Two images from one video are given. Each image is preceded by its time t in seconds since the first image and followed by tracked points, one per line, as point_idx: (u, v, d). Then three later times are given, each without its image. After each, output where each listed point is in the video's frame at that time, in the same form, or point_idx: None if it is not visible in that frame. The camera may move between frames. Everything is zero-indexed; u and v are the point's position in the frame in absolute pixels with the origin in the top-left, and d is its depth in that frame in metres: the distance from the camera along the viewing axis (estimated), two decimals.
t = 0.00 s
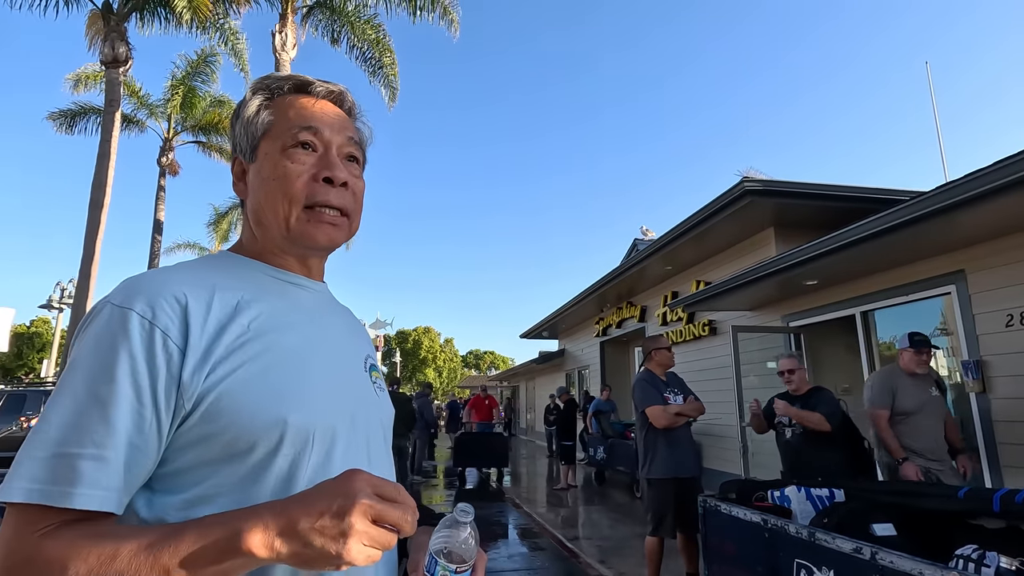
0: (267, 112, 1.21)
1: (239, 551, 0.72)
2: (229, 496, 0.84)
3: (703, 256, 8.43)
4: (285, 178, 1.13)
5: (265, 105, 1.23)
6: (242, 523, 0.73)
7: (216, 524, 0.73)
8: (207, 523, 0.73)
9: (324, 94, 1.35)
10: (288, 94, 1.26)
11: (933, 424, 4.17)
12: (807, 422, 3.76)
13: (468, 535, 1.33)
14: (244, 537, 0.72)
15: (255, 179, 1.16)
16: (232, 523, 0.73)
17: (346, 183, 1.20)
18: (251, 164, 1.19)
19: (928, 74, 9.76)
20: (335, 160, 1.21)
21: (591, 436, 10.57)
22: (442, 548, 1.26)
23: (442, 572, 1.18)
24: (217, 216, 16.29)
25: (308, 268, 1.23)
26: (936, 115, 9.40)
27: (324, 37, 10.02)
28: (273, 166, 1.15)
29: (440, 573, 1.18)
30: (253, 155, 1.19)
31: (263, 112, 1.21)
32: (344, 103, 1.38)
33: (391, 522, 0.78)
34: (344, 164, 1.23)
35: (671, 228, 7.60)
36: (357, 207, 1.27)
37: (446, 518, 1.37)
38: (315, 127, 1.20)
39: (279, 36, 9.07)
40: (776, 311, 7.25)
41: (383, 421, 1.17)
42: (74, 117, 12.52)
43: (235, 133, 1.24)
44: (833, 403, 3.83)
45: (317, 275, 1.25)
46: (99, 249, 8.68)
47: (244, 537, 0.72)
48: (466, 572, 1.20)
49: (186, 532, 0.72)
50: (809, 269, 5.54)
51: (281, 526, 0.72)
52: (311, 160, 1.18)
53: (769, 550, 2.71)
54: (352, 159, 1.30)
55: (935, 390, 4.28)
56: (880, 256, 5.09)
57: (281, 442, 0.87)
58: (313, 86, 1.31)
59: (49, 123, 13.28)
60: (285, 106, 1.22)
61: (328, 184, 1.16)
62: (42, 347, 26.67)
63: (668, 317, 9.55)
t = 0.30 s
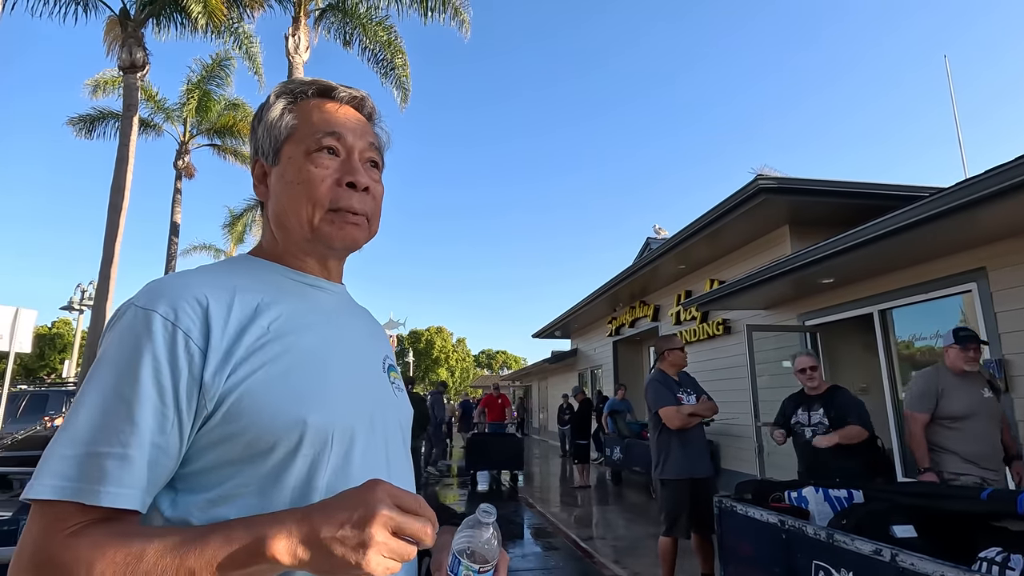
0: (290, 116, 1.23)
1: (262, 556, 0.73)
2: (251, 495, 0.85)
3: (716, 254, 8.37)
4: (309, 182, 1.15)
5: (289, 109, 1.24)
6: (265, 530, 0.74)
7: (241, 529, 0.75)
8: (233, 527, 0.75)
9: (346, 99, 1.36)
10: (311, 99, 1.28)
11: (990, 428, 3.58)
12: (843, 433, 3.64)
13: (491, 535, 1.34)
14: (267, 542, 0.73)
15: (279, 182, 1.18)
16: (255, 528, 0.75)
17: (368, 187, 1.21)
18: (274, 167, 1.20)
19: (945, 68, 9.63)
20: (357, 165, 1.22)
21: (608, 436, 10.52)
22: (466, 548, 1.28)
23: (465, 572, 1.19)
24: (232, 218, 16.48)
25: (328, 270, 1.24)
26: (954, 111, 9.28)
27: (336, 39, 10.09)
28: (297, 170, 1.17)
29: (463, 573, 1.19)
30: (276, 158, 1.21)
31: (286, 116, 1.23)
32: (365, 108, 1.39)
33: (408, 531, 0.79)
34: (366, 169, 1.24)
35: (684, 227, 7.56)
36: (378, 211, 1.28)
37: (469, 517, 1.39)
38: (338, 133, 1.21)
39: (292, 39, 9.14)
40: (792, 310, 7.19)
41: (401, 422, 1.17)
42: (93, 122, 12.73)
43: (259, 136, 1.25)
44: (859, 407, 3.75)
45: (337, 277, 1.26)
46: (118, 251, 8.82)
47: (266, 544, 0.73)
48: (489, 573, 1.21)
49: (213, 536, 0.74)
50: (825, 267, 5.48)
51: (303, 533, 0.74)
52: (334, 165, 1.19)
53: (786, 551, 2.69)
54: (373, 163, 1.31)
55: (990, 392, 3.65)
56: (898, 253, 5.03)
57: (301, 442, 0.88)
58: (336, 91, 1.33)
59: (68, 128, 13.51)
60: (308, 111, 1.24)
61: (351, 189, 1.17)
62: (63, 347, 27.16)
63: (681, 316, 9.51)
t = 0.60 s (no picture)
0: (306, 119, 1.24)
1: (285, 565, 0.75)
2: (267, 494, 0.86)
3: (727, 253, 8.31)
4: (323, 186, 1.15)
5: (304, 112, 1.25)
6: (288, 539, 0.76)
7: (264, 536, 0.76)
8: (256, 534, 0.76)
9: (362, 103, 1.37)
10: (327, 102, 1.29)
11: None
12: (882, 446, 3.57)
13: (500, 536, 1.34)
14: (291, 551, 0.75)
15: (294, 185, 1.19)
16: (278, 535, 0.76)
17: (381, 192, 1.21)
18: (289, 170, 1.22)
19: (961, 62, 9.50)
20: (371, 169, 1.23)
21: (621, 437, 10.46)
22: (474, 549, 1.28)
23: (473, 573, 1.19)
24: (243, 220, 16.62)
25: (341, 273, 1.25)
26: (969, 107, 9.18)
27: (346, 41, 10.14)
28: (311, 173, 1.17)
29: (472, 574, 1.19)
30: (291, 161, 1.22)
31: (302, 119, 1.23)
32: (381, 111, 1.39)
33: (425, 544, 0.81)
34: (380, 173, 1.25)
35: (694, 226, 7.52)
36: (391, 214, 1.29)
37: (476, 518, 1.39)
38: (353, 137, 1.22)
39: (302, 41, 9.21)
40: (804, 309, 7.12)
41: (415, 423, 1.18)
42: (108, 125, 12.91)
43: (275, 139, 1.26)
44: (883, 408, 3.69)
45: (349, 281, 1.27)
46: (133, 252, 8.94)
47: (289, 553, 0.75)
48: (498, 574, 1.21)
49: (235, 542, 0.75)
50: (838, 265, 5.43)
51: (325, 543, 0.76)
52: (348, 169, 1.20)
53: (801, 552, 2.66)
54: (388, 167, 1.32)
55: None
56: (912, 251, 4.97)
57: (316, 442, 0.89)
58: (352, 94, 1.33)
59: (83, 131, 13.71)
60: (324, 114, 1.25)
61: (364, 194, 1.18)
62: (79, 347, 27.57)
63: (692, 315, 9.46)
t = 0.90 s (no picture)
0: (317, 119, 1.25)
1: (295, 561, 0.75)
2: (278, 491, 0.87)
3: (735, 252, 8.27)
4: (334, 186, 1.16)
5: (316, 112, 1.26)
6: (299, 535, 0.76)
7: (276, 533, 0.77)
8: (270, 529, 0.77)
9: (373, 102, 1.38)
10: (338, 102, 1.30)
11: None
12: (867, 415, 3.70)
13: (509, 534, 1.34)
14: (302, 547, 0.76)
15: (305, 185, 1.20)
16: (289, 532, 0.77)
17: (391, 193, 1.22)
18: (301, 170, 1.23)
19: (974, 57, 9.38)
20: (381, 169, 1.24)
21: (632, 437, 10.41)
22: (483, 546, 1.28)
23: (483, 571, 1.19)
24: (252, 221, 16.72)
25: (351, 272, 1.25)
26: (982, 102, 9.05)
27: (353, 42, 10.17)
28: (323, 174, 1.18)
29: (481, 571, 1.19)
30: (303, 161, 1.23)
31: (314, 119, 1.25)
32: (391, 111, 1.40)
33: (435, 543, 0.81)
34: (390, 173, 1.26)
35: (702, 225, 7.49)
36: (401, 214, 1.29)
37: (487, 514, 1.38)
38: (364, 137, 1.23)
39: (310, 42, 9.25)
40: (813, 308, 7.08)
41: (423, 422, 1.18)
42: (118, 128, 13.04)
43: (287, 139, 1.27)
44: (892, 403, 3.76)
45: (360, 279, 1.28)
46: (143, 253, 9.02)
47: (299, 549, 0.76)
48: (506, 572, 1.21)
49: (247, 538, 0.76)
50: (847, 264, 5.39)
51: (335, 539, 0.77)
52: (359, 169, 1.21)
53: (810, 553, 2.64)
54: (398, 167, 1.33)
55: None
56: (923, 249, 4.92)
57: (326, 439, 0.89)
58: (363, 94, 1.34)
59: (94, 133, 13.85)
60: (335, 114, 1.26)
61: (375, 194, 1.19)
62: (91, 348, 27.89)
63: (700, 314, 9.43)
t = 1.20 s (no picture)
0: (321, 121, 1.26)
1: (311, 559, 0.76)
2: (288, 491, 0.88)
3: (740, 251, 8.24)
4: (335, 185, 1.17)
5: (320, 113, 1.28)
6: (313, 533, 0.77)
7: (290, 531, 0.77)
8: (284, 528, 0.78)
9: (377, 102, 1.39)
10: (342, 103, 1.31)
11: None
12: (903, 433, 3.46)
13: (513, 534, 1.35)
14: (317, 546, 0.76)
15: (309, 186, 1.21)
16: (303, 530, 0.77)
17: (393, 191, 1.22)
18: (305, 171, 1.24)
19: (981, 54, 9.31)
20: (384, 167, 1.24)
21: (641, 438, 10.36)
22: (487, 546, 1.29)
23: (487, 570, 1.19)
24: (257, 222, 16.78)
25: (357, 272, 1.26)
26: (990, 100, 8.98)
27: (357, 43, 10.21)
28: (325, 173, 1.19)
29: (485, 571, 1.19)
30: (308, 162, 1.24)
31: (317, 120, 1.26)
32: (396, 111, 1.40)
33: (448, 540, 0.82)
34: (393, 172, 1.26)
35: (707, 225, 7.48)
36: (406, 212, 1.29)
37: (491, 515, 1.39)
38: (366, 136, 1.23)
39: (314, 44, 9.28)
40: (819, 308, 7.05)
41: (429, 423, 1.19)
42: (125, 130, 13.13)
43: (293, 141, 1.29)
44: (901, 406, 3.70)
45: (366, 278, 1.28)
46: (150, 254, 9.08)
47: (314, 547, 0.76)
48: (511, 571, 1.22)
49: (262, 536, 0.77)
50: (853, 263, 5.37)
51: (350, 539, 0.77)
52: (361, 168, 1.21)
53: (817, 553, 2.63)
54: (402, 166, 1.33)
55: None
56: (929, 247, 4.89)
57: (336, 440, 0.90)
58: (366, 94, 1.35)
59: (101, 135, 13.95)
60: (338, 114, 1.27)
61: (376, 192, 1.19)
62: (98, 348, 28.07)
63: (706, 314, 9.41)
